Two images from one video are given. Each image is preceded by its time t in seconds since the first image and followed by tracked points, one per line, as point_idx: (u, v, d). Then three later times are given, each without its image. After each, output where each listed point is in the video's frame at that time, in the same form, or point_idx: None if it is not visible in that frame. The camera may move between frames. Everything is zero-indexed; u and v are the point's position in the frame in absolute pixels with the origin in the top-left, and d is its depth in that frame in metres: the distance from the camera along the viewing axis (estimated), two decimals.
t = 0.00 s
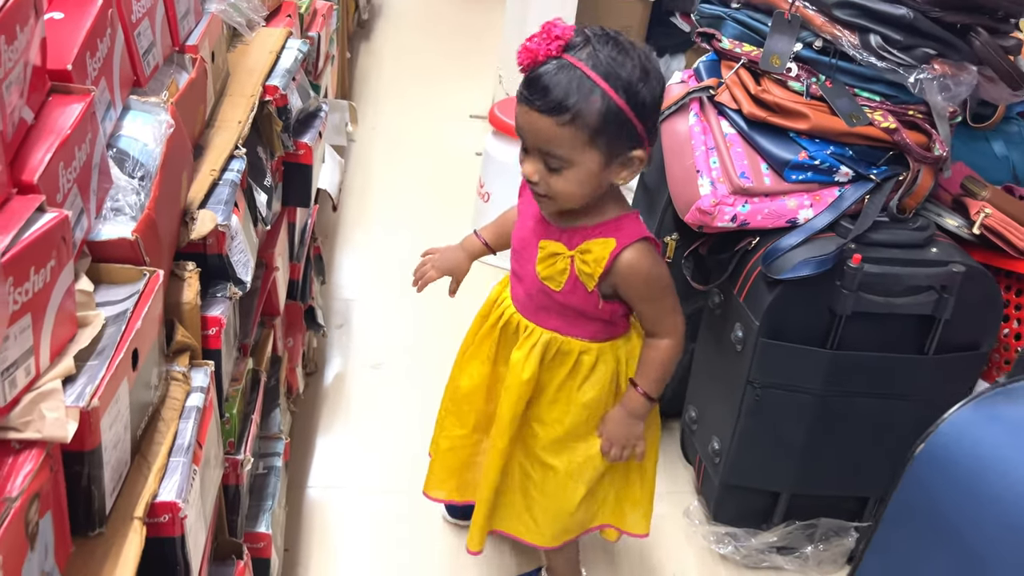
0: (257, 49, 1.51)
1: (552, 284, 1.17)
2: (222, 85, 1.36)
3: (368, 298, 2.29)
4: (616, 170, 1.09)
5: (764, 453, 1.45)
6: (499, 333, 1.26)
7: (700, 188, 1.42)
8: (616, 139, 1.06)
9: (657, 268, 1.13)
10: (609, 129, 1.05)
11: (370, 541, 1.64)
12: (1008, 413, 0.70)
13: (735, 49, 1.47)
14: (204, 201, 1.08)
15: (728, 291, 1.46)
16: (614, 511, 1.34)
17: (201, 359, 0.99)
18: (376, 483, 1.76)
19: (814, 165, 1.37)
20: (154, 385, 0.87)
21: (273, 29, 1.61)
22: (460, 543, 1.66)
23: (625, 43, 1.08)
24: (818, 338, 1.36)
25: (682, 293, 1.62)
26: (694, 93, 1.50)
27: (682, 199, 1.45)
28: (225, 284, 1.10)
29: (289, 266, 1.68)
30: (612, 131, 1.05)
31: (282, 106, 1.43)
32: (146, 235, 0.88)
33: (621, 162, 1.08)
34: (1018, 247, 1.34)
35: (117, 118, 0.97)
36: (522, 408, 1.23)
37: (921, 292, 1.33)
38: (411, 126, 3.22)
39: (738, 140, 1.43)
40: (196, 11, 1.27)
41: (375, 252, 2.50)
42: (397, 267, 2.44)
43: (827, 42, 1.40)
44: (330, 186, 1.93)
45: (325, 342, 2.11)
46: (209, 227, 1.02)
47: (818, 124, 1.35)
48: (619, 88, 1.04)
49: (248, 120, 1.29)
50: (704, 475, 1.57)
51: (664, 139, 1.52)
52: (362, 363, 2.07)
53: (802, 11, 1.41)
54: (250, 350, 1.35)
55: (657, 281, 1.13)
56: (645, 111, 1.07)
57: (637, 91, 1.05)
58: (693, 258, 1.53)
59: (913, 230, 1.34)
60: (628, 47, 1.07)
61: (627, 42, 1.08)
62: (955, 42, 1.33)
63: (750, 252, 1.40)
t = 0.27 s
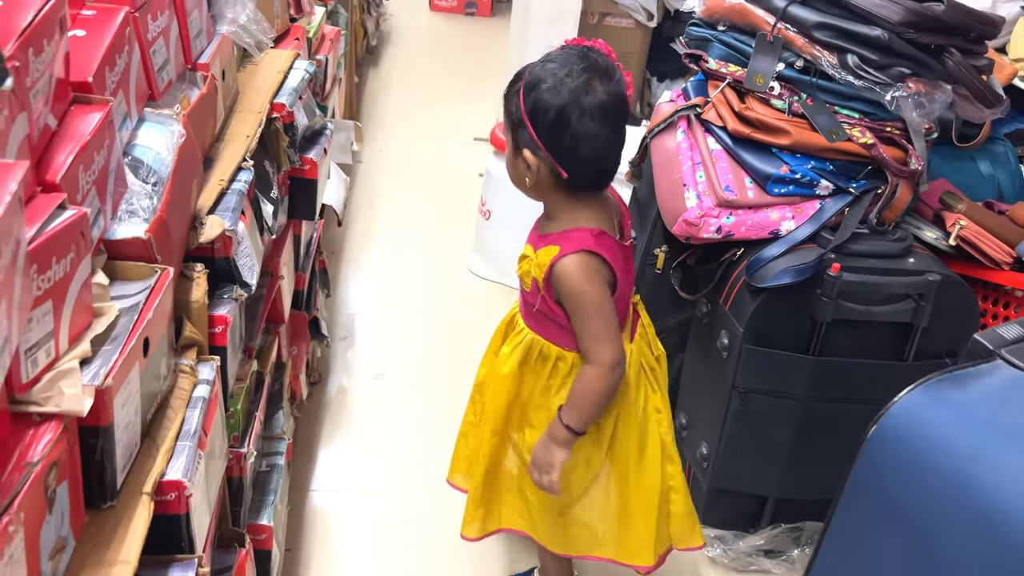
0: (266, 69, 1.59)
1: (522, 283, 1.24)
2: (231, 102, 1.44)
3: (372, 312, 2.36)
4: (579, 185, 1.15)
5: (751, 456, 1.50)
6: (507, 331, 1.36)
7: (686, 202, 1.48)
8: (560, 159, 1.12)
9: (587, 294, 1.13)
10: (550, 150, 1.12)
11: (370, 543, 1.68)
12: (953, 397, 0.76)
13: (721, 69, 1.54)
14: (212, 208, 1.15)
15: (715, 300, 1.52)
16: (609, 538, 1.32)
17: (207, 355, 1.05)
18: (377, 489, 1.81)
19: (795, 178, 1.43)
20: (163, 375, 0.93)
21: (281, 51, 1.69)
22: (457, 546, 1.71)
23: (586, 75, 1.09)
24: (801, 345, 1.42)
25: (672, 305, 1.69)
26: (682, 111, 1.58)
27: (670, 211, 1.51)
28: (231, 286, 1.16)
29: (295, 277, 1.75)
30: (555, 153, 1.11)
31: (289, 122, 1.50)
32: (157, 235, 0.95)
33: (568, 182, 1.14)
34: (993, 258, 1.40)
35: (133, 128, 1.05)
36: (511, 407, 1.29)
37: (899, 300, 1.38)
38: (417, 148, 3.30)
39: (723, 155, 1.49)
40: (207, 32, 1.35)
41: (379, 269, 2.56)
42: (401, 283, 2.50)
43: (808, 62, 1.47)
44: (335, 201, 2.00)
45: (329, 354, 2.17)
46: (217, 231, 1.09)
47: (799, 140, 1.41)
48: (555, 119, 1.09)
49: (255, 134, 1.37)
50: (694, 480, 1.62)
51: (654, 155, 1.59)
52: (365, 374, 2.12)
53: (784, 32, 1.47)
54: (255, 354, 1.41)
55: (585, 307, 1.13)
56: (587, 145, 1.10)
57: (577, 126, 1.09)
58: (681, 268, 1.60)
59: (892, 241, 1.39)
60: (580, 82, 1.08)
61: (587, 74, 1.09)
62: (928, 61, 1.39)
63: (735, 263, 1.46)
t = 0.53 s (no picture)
0: (287, 109, 1.69)
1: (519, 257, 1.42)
2: (253, 140, 1.52)
3: (387, 342, 2.43)
4: (576, 185, 1.30)
5: (752, 480, 1.54)
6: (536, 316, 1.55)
7: (686, 233, 1.54)
8: (560, 161, 1.28)
9: (537, 275, 1.28)
10: (551, 151, 1.28)
11: (381, 566, 1.73)
12: (922, 412, 0.81)
13: (719, 107, 1.61)
14: (234, 239, 1.23)
15: (715, 328, 1.57)
16: (553, 533, 1.43)
17: (228, 376, 1.12)
18: (389, 513, 1.86)
19: (790, 212, 1.48)
20: (187, 394, 0.99)
21: (301, 92, 1.79)
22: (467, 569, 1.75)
23: (586, 86, 1.26)
24: (798, 371, 1.47)
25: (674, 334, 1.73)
26: (681, 147, 1.65)
27: (672, 243, 1.57)
28: (251, 313, 1.23)
29: (312, 307, 1.82)
30: (555, 154, 1.27)
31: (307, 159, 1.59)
32: (183, 263, 1.02)
33: (565, 179, 1.29)
34: (983, 287, 1.45)
35: (162, 165, 1.13)
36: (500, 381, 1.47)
37: (892, 328, 1.43)
38: (432, 184, 3.40)
39: (721, 189, 1.56)
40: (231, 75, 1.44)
41: (393, 300, 2.63)
42: (415, 315, 2.57)
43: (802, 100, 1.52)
44: (351, 234, 2.08)
45: (344, 382, 2.24)
46: (239, 260, 1.16)
47: (793, 174, 1.48)
48: (554, 123, 1.25)
49: (276, 170, 1.45)
50: (697, 504, 1.66)
51: (656, 189, 1.67)
52: (378, 402, 2.18)
53: (778, 72, 1.53)
54: (273, 379, 1.47)
55: (532, 286, 1.29)
56: (583, 148, 1.25)
57: (573, 129, 1.24)
58: (682, 297, 1.64)
59: (885, 271, 1.45)
60: (580, 92, 1.24)
61: (587, 85, 1.25)
62: (916, 98, 1.45)
63: (733, 292, 1.52)
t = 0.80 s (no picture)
0: (299, 171, 1.74)
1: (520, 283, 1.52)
2: (266, 204, 1.58)
3: (396, 393, 2.45)
4: (563, 214, 1.38)
5: (755, 536, 1.54)
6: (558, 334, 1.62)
7: (687, 292, 1.57)
8: (548, 190, 1.36)
9: (506, 285, 1.38)
10: (542, 180, 1.37)
11: None
12: (909, 481, 0.84)
13: (718, 169, 1.66)
14: (247, 305, 1.27)
15: (717, 385, 1.59)
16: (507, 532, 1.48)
17: (239, 440, 1.15)
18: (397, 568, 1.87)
19: (788, 271, 1.52)
20: (199, 460, 1.03)
21: (313, 155, 1.85)
22: None
23: (575, 124, 1.35)
24: (798, 429, 1.49)
25: (679, 389, 1.75)
26: (681, 207, 1.69)
27: (673, 302, 1.61)
28: (262, 376, 1.26)
29: (322, 363, 1.86)
30: (545, 184, 1.36)
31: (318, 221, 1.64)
32: (196, 332, 1.07)
33: (552, 207, 1.37)
34: (980, 345, 1.48)
35: (178, 236, 1.18)
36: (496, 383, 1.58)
37: (891, 387, 1.45)
38: (442, 234, 3.45)
39: (721, 249, 1.59)
40: (245, 143, 1.50)
41: (403, 352, 2.66)
42: (424, 365, 2.60)
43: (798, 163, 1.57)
44: (361, 289, 2.12)
45: (353, 434, 2.26)
46: (251, 326, 1.20)
47: (790, 235, 1.52)
48: (544, 155, 1.35)
49: (287, 234, 1.50)
50: (702, 560, 1.67)
51: (657, 248, 1.70)
52: (387, 454, 2.20)
53: (774, 135, 1.58)
54: (283, 437, 1.51)
55: (502, 293, 1.39)
56: (566, 176, 1.33)
57: (560, 160, 1.33)
58: (684, 354, 1.67)
59: (883, 329, 1.47)
60: (567, 128, 1.34)
61: (576, 123, 1.35)
62: (908, 161, 1.49)
63: (734, 349, 1.54)
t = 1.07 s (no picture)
0: (307, 198, 1.77)
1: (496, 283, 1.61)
2: (274, 230, 1.60)
3: (404, 417, 2.46)
4: (522, 220, 1.47)
5: (763, 558, 1.54)
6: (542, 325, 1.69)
7: (691, 314, 1.58)
8: (507, 196, 1.46)
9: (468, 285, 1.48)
10: (502, 188, 1.46)
11: None
12: (911, 502, 0.84)
13: (722, 192, 1.67)
14: (255, 330, 1.29)
15: (724, 407, 1.60)
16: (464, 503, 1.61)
17: (247, 465, 1.16)
18: None
19: (792, 293, 1.52)
20: (207, 485, 1.04)
21: (320, 181, 1.87)
22: None
23: (532, 135, 1.45)
24: (805, 451, 1.48)
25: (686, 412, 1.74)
26: (685, 231, 1.70)
27: (678, 324, 1.61)
28: (270, 401, 1.27)
29: (330, 387, 1.88)
30: (504, 191, 1.46)
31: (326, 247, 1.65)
32: (206, 358, 1.08)
33: (511, 213, 1.47)
34: (986, 365, 1.47)
35: (187, 263, 1.20)
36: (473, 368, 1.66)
37: (897, 408, 1.45)
38: (450, 258, 3.47)
39: (726, 271, 1.60)
40: (254, 171, 1.53)
41: (410, 376, 2.66)
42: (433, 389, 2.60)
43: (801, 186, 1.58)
44: (369, 314, 2.14)
45: (361, 458, 2.27)
46: (259, 351, 1.22)
47: (794, 257, 1.52)
48: (503, 164, 1.45)
49: (295, 260, 1.52)
50: None
51: (662, 271, 1.71)
52: (395, 479, 2.20)
53: (777, 158, 1.60)
54: (291, 462, 1.52)
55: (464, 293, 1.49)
56: (522, 183, 1.43)
57: (515, 168, 1.43)
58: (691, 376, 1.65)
59: (888, 350, 1.47)
60: (523, 138, 1.44)
61: (533, 134, 1.45)
62: (911, 183, 1.49)
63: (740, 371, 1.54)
